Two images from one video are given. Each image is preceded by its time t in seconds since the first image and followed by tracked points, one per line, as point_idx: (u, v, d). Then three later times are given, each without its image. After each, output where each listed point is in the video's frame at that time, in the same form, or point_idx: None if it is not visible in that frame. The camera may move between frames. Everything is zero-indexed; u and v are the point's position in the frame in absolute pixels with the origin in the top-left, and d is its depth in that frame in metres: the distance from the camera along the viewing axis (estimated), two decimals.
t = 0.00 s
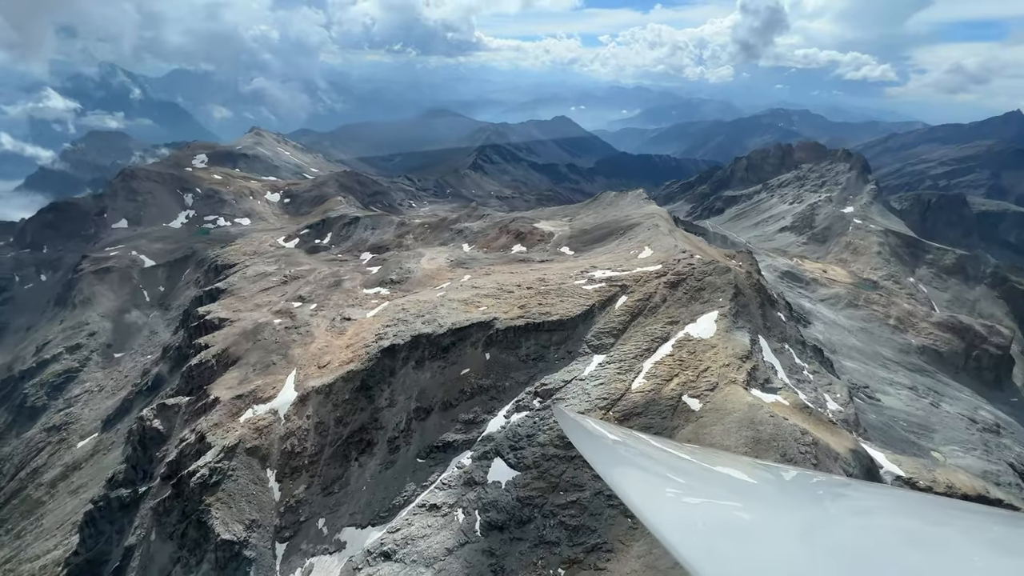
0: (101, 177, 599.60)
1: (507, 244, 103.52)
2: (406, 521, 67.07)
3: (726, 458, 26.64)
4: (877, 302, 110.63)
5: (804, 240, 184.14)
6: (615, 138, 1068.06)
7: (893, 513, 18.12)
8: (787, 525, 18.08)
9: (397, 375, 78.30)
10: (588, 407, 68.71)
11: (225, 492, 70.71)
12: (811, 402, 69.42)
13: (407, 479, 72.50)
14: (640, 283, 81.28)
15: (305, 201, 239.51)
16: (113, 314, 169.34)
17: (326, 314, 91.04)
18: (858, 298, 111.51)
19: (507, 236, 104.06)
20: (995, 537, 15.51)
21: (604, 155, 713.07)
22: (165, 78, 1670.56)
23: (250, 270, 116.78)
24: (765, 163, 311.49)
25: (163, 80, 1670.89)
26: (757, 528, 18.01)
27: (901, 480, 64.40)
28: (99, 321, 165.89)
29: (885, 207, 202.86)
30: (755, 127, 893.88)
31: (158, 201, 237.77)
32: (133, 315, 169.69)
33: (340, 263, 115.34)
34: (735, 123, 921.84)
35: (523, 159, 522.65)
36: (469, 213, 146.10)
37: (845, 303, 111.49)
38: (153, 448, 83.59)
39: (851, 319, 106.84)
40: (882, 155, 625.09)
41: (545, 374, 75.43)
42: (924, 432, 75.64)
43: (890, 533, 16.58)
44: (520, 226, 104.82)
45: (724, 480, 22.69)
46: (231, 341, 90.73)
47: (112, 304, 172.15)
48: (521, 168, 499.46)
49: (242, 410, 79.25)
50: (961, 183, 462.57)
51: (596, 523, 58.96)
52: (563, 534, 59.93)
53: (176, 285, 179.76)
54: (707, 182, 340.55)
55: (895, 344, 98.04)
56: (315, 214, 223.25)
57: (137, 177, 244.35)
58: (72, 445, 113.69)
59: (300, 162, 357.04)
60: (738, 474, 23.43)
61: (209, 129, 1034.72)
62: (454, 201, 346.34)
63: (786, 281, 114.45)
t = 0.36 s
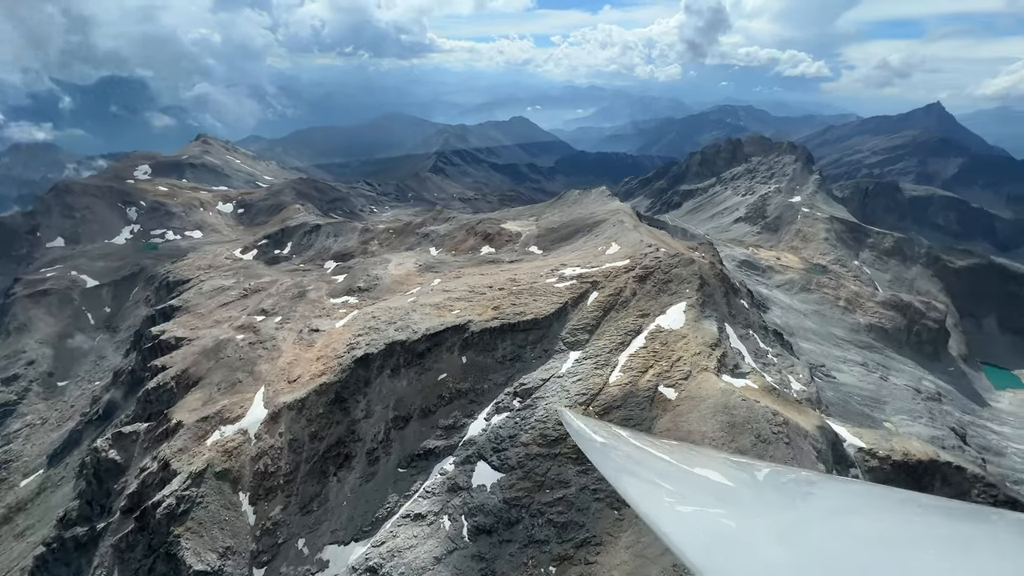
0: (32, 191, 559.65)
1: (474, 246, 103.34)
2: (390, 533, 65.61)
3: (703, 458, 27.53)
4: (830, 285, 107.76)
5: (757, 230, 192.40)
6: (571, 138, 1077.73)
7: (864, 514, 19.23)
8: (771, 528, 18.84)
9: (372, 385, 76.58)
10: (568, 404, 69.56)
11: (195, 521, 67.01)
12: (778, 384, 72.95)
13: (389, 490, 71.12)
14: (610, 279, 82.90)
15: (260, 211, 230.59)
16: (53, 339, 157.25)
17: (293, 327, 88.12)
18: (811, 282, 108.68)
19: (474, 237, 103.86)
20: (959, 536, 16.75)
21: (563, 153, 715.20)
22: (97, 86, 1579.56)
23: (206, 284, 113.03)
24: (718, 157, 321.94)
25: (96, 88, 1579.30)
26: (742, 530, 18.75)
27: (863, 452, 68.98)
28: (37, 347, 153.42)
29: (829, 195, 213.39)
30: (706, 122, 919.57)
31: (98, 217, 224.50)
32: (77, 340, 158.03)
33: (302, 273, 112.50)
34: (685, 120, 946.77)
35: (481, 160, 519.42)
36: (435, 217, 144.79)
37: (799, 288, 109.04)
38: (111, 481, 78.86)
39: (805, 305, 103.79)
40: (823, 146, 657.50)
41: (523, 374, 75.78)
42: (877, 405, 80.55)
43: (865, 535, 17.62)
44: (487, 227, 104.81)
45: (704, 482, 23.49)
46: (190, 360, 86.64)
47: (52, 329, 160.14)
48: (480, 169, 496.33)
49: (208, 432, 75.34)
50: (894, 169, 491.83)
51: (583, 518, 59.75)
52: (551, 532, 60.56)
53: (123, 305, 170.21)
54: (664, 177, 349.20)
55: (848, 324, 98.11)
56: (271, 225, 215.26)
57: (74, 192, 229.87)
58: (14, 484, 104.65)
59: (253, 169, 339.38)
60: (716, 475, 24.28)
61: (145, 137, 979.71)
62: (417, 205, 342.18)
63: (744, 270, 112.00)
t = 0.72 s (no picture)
0: None
1: (443, 249, 102.81)
2: (376, 548, 64.11)
3: (687, 454, 26.10)
4: (785, 271, 113.20)
5: (715, 222, 199.62)
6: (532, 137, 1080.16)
7: (858, 502, 17.71)
8: (760, 521, 17.17)
9: (348, 397, 74.35)
10: (550, 402, 70.00)
11: (166, 554, 62.82)
12: (746, 368, 75.82)
13: (372, 503, 69.33)
14: (582, 276, 83.96)
15: (213, 223, 222.08)
16: None
17: (258, 342, 84.60)
18: (767, 270, 113.47)
19: (443, 241, 103.21)
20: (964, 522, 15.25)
21: (523, 153, 714.64)
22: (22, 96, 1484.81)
23: (160, 303, 108.13)
24: (674, 153, 331.25)
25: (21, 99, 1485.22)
26: (729, 525, 16.99)
27: (828, 428, 72.84)
28: None
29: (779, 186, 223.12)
30: (660, 120, 940.64)
31: (32, 236, 211.00)
32: (16, 369, 144.44)
33: (264, 286, 108.74)
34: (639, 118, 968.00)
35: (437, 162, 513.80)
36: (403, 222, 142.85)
37: (757, 275, 113.27)
38: (66, 520, 73.24)
39: (763, 290, 108.74)
40: (770, 139, 687.73)
41: (502, 376, 75.67)
42: (835, 382, 84.93)
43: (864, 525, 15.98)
44: (455, 230, 104.26)
45: (684, 478, 21.79)
46: (148, 385, 81.79)
47: None
48: (438, 172, 490.95)
49: (173, 459, 71.12)
50: (835, 160, 520.26)
51: (572, 514, 60.24)
52: (541, 532, 60.84)
53: (66, 331, 159.93)
54: (623, 173, 356.56)
55: (804, 307, 103.15)
56: (227, 238, 206.31)
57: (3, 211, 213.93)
58: None
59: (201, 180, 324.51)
60: (696, 470, 22.59)
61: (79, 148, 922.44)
62: (380, 210, 338.36)
63: (704, 260, 116.12)
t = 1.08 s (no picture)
0: None
1: (412, 255, 101.54)
2: (364, 565, 61.58)
3: (677, 458, 26.79)
4: (744, 261, 117.90)
5: (675, 217, 204.85)
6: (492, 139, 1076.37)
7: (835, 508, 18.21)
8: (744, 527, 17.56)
9: (324, 412, 71.63)
10: (532, 404, 69.90)
11: None
12: (717, 357, 77.90)
13: (355, 519, 66.84)
14: (554, 276, 84.43)
15: (163, 239, 211.92)
16: None
17: (223, 362, 80.69)
18: (728, 261, 117.36)
19: (411, 247, 101.88)
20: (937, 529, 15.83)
21: (484, 155, 709.37)
22: None
23: (110, 326, 102.70)
24: (633, 151, 338.34)
25: None
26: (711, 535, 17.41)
27: (797, 409, 76.08)
28: None
29: (734, 181, 231.20)
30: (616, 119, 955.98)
31: None
32: None
33: (224, 302, 104.31)
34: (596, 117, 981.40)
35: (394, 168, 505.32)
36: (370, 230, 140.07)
37: (718, 267, 117.09)
38: (17, 567, 67.68)
39: (725, 280, 112.47)
40: (721, 135, 712.99)
41: (482, 380, 74.95)
42: (797, 365, 88.57)
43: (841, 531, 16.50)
44: (423, 236, 103.06)
45: (671, 485, 22.17)
46: (104, 415, 76.67)
47: None
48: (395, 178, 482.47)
49: (136, 492, 66.61)
50: (783, 154, 544.94)
51: (561, 513, 60.51)
52: (532, 534, 60.68)
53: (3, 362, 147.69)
54: (584, 173, 361.27)
55: (763, 295, 107.53)
56: (179, 254, 196.13)
57: None
58: None
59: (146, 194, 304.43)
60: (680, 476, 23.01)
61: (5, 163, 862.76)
62: (342, 218, 331.11)
63: (668, 254, 119.10)
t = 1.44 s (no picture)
0: None
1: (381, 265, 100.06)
2: None
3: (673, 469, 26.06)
4: (706, 257, 121.63)
5: (638, 217, 208.53)
6: (453, 145, 1069.70)
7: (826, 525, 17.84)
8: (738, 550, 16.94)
9: (300, 431, 68.70)
10: (514, 408, 69.43)
11: None
12: (690, 350, 79.43)
13: (339, 540, 63.92)
14: (527, 278, 84.48)
15: (109, 259, 201.44)
16: None
17: (186, 385, 76.54)
18: (691, 257, 120.73)
19: (380, 256, 100.42)
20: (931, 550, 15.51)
21: (447, 161, 701.71)
22: None
23: (55, 355, 97.11)
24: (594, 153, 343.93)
25: None
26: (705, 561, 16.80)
27: (767, 396, 78.98)
28: None
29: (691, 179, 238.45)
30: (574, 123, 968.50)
31: None
32: None
33: (182, 323, 99.90)
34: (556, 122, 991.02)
35: (350, 179, 494.41)
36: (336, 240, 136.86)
37: (682, 263, 120.30)
38: None
39: (689, 276, 115.63)
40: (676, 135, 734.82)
41: (462, 387, 73.82)
42: (762, 354, 91.55)
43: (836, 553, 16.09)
44: (392, 245, 101.62)
45: (660, 503, 21.49)
46: (54, 451, 71.30)
47: None
48: (351, 189, 471.89)
49: (97, 532, 61.72)
50: (735, 152, 567.49)
51: (550, 516, 60.40)
52: (522, 539, 60.04)
53: None
54: (547, 176, 364.56)
55: (726, 288, 111.11)
56: (128, 274, 185.67)
57: None
58: None
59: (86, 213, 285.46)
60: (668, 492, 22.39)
61: None
62: (304, 230, 322.32)
63: (634, 253, 121.54)
